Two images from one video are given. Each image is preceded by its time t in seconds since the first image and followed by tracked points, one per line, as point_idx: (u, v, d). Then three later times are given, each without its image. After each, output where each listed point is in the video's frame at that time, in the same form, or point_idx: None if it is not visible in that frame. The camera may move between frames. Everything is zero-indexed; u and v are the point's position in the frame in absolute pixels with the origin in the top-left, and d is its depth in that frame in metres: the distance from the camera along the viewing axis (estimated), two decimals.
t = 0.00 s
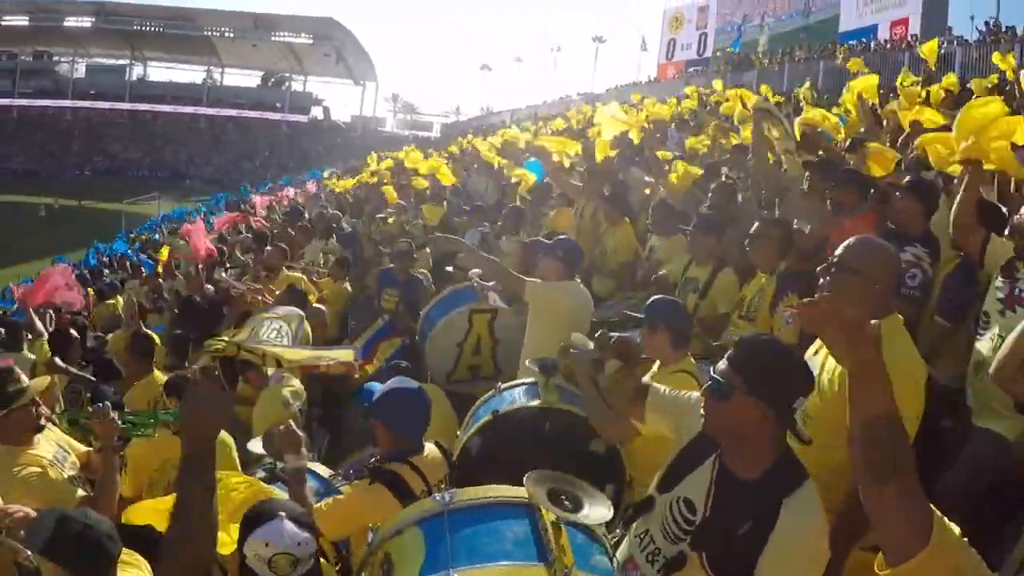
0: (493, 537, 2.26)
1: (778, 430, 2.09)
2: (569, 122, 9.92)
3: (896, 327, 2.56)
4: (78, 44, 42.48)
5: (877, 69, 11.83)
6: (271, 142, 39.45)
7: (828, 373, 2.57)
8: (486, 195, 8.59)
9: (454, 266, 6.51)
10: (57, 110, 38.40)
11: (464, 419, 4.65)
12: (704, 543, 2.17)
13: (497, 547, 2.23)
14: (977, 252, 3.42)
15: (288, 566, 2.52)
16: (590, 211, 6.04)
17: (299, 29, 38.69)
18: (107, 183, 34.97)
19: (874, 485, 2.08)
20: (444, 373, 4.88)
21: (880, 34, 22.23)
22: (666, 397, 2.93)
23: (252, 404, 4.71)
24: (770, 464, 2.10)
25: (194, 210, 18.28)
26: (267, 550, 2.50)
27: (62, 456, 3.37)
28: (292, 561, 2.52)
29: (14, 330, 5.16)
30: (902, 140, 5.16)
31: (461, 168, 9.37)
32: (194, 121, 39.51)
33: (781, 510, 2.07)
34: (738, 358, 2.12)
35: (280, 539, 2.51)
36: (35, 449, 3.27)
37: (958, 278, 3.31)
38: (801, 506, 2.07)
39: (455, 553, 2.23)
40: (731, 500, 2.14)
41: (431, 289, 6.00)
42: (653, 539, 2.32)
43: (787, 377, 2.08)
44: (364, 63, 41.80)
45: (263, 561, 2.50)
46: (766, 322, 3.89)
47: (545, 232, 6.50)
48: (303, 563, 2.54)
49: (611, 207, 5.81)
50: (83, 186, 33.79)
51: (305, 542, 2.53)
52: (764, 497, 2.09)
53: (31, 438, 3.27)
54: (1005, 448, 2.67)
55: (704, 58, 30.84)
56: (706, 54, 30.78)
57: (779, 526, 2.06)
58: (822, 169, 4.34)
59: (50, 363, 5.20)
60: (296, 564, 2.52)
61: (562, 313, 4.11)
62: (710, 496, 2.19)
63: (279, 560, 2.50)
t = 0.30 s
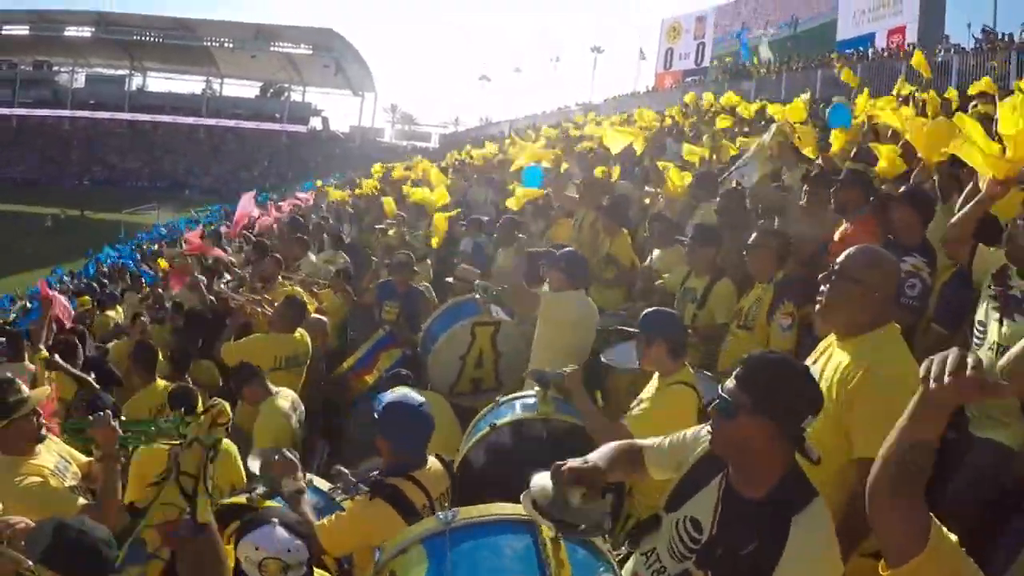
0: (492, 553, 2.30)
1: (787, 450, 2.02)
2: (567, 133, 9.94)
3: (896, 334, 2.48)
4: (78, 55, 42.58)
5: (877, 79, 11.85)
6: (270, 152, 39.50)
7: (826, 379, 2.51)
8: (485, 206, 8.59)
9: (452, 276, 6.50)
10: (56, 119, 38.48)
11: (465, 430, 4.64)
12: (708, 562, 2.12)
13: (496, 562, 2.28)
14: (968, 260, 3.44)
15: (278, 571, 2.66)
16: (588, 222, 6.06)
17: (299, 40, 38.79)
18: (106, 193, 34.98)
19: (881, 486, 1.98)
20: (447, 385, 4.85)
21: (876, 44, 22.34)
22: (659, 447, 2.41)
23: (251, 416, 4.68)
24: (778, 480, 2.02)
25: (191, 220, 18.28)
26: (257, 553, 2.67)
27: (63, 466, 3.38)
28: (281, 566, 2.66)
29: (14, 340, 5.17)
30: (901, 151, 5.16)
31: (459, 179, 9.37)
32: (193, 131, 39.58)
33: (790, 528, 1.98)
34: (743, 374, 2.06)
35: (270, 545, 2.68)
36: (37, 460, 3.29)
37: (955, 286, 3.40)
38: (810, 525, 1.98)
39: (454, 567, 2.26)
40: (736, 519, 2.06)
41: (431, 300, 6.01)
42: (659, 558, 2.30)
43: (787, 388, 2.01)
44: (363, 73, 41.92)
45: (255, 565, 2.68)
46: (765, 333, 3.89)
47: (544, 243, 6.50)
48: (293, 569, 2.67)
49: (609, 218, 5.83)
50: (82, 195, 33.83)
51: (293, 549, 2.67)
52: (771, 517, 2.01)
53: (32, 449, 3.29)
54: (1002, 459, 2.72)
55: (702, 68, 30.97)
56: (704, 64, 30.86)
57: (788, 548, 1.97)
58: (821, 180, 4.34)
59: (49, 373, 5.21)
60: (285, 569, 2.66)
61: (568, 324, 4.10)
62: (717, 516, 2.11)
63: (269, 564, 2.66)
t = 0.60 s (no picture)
0: (502, 557, 2.28)
1: (797, 456, 2.00)
2: (567, 137, 9.94)
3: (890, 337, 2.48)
4: (78, 64, 42.69)
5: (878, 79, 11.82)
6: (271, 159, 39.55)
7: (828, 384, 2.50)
8: (485, 210, 8.58)
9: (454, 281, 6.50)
10: (57, 129, 38.60)
11: (468, 435, 4.63)
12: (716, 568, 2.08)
13: (507, 567, 2.26)
14: (969, 257, 3.43)
15: (273, 562, 2.50)
16: (590, 227, 6.05)
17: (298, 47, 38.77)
18: (107, 202, 35.03)
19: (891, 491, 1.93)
20: (449, 389, 4.86)
21: (876, 44, 22.39)
22: (672, 433, 2.61)
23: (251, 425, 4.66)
24: (789, 487, 2.00)
25: (193, 228, 18.31)
26: (252, 543, 2.52)
27: (67, 474, 3.36)
28: (276, 557, 2.50)
29: (17, 350, 5.18)
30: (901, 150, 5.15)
31: (460, 184, 9.37)
32: (193, 139, 39.68)
33: (798, 535, 1.97)
34: (752, 379, 2.05)
35: (265, 534, 2.53)
36: (40, 468, 3.28)
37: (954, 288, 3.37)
38: (819, 531, 1.97)
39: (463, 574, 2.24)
40: (745, 524, 2.04)
41: (433, 305, 6.00)
42: (666, 563, 2.25)
43: (797, 392, 1.99)
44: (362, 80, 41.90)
45: (250, 555, 2.52)
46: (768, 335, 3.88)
47: (545, 248, 6.49)
48: (289, 561, 2.51)
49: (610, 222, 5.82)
50: (82, 205, 33.90)
51: (287, 538, 2.51)
52: (780, 523, 1.99)
53: (35, 458, 3.28)
54: (1004, 461, 2.72)
55: (701, 71, 30.92)
56: (704, 67, 30.80)
57: (796, 555, 1.95)
58: (821, 181, 4.33)
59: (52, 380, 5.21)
60: (279, 559, 2.50)
61: (568, 329, 4.08)
62: (725, 522, 2.08)
63: (263, 554, 2.50)
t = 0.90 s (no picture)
0: (505, 558, 2.27)
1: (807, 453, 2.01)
2: (569, 138, 9.93)
3: (899, 334, 2.45)
4: (81, 74, 42.86)
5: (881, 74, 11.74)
6: (273, 166, 39.59)
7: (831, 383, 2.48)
8: (488, 212, 8.57)
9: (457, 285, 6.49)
10: (60, 139, 38.74)
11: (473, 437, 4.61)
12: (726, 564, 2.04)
13: (511, 568, 2.26)
14: (974, 259, 3.36)
15: (282, 552, 2.43)
16: (592, 227, 6.03)
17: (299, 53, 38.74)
18: (112, 210, 35.10)
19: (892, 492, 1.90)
20: (457, 392, 4.83)
21: (878, 39, 22.26)
22: (667, 451, 2.46)
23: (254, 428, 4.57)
24: (794, 482, 2.01)
25: (197, 235, 18.37)
26: (263, 532, 2.44)
27: (76, 481, 3.35)
28: (287, 547, 2.42)
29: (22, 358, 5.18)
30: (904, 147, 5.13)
31: (462, 187, 9.37)
32: (196, 147, 39.75)
33: (805, 528, 1.96)
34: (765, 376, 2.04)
35: (277, 522, 2.44)
36: (48, 474, 3.27)
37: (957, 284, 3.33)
38: (824, 525, 1.96)
39: None
40: (751, 524, 2.02)
41: (438, 309, 5.99)
42: (673, 561, 2.19)
43: (808, 390, 2.00)
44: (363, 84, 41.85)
45: (262, 542, 2.45)
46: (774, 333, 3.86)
47: (548, 250, 6.48)
48: (299, 551, 2.43)
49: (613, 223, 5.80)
50: (86, 214, 34.00)
51: (299, 528, 2.42)
52: (788, 517, 1.98)
53: (43, 464, 3.28)
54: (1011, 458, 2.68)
55: (702, 69, 30.78)
56: (705, 65, 30.73)
57: (804, 549, 1.94)
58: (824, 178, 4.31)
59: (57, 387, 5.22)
60: (291, 549, 2.42)
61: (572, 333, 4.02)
62: (732, 520, 2.06)
63: (274, 543, 2.43)
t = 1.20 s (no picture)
0: (516, 560, 2.28)
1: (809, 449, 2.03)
2: (581, 140, 9.93)
3: (911, 345, 2.47)
4: (93, 71, 43.07)
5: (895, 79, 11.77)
6: (286, 164, 39.73)
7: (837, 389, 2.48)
8: (500, 213, 8.59)
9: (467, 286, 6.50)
10: (74, 135, 38.97)
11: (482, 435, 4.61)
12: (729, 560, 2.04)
13: (524, 569, 2.26)
14: (989, 269, 3.37)
15: (297, 542, 2.46)
16: (602, 229, 6.03)
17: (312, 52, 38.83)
18: (125, 206, 35.28)
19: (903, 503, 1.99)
20: (466, 390, 4.83)
21: (890, 43, 22.41)
22: (667, 447, 2.48)
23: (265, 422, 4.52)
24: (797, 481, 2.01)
25: (209, 233, 18.47)
26: (278, 522, 2.47)
27: (91, 480, 3.38)
28: (300, 538, 2.46)
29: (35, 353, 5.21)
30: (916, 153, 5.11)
31: (474, 187, 9.38)
32: (208, 145, 39.92)
33: (805, 524, 1.97)
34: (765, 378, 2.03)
35: (291, 514, 2.47)
36: (68, 469, 3.30)
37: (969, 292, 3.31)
38: (824, 520, 1.97)
39: None
40: (757, 526, 2.01)
41: (448, 309, 5.99)
42: (677, 557, 2.21)
43: (811, 391, 2.01)
44: (376, 83, 41.98)
45: (277, 533, 2.48)
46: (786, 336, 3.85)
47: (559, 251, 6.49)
48: (312, 542, 2.46)
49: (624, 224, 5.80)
50: (99, 210, 34.20)
51: (313, 520, 2.45)
52: (787, 513, 1.98)
53: (66, 458, 3.31)
54: None
55: (716, 72, 30.89)
56: (718, 67, 30.90)
57: (804, 543, 1.95)
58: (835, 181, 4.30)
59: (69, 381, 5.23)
60: (304, 540, 2.45)
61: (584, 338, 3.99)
62: (733, 516, 2.07)
63: (288, 535, 2.46)
